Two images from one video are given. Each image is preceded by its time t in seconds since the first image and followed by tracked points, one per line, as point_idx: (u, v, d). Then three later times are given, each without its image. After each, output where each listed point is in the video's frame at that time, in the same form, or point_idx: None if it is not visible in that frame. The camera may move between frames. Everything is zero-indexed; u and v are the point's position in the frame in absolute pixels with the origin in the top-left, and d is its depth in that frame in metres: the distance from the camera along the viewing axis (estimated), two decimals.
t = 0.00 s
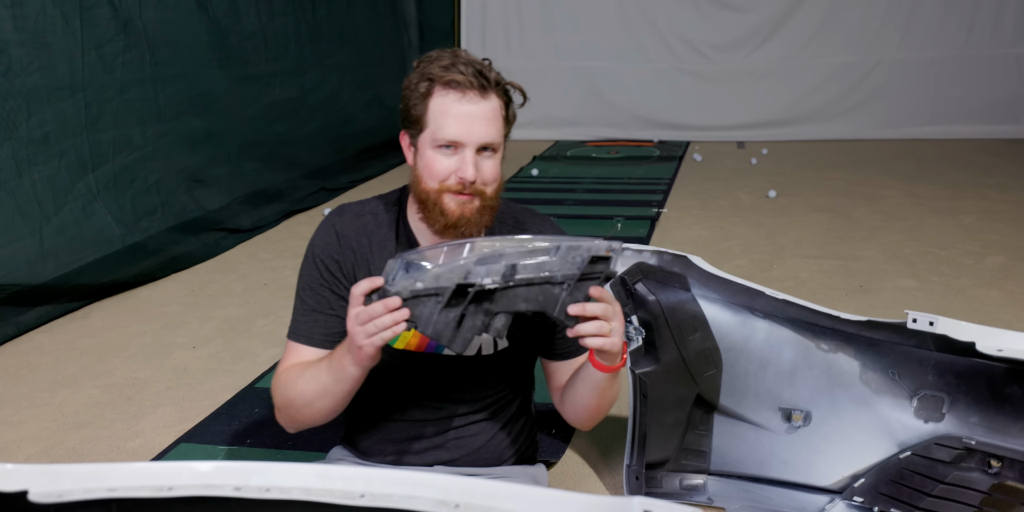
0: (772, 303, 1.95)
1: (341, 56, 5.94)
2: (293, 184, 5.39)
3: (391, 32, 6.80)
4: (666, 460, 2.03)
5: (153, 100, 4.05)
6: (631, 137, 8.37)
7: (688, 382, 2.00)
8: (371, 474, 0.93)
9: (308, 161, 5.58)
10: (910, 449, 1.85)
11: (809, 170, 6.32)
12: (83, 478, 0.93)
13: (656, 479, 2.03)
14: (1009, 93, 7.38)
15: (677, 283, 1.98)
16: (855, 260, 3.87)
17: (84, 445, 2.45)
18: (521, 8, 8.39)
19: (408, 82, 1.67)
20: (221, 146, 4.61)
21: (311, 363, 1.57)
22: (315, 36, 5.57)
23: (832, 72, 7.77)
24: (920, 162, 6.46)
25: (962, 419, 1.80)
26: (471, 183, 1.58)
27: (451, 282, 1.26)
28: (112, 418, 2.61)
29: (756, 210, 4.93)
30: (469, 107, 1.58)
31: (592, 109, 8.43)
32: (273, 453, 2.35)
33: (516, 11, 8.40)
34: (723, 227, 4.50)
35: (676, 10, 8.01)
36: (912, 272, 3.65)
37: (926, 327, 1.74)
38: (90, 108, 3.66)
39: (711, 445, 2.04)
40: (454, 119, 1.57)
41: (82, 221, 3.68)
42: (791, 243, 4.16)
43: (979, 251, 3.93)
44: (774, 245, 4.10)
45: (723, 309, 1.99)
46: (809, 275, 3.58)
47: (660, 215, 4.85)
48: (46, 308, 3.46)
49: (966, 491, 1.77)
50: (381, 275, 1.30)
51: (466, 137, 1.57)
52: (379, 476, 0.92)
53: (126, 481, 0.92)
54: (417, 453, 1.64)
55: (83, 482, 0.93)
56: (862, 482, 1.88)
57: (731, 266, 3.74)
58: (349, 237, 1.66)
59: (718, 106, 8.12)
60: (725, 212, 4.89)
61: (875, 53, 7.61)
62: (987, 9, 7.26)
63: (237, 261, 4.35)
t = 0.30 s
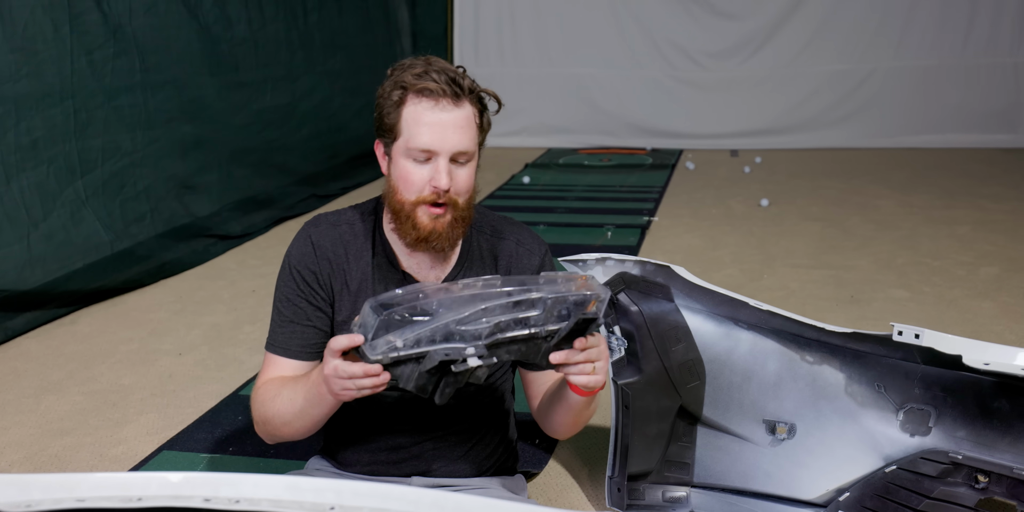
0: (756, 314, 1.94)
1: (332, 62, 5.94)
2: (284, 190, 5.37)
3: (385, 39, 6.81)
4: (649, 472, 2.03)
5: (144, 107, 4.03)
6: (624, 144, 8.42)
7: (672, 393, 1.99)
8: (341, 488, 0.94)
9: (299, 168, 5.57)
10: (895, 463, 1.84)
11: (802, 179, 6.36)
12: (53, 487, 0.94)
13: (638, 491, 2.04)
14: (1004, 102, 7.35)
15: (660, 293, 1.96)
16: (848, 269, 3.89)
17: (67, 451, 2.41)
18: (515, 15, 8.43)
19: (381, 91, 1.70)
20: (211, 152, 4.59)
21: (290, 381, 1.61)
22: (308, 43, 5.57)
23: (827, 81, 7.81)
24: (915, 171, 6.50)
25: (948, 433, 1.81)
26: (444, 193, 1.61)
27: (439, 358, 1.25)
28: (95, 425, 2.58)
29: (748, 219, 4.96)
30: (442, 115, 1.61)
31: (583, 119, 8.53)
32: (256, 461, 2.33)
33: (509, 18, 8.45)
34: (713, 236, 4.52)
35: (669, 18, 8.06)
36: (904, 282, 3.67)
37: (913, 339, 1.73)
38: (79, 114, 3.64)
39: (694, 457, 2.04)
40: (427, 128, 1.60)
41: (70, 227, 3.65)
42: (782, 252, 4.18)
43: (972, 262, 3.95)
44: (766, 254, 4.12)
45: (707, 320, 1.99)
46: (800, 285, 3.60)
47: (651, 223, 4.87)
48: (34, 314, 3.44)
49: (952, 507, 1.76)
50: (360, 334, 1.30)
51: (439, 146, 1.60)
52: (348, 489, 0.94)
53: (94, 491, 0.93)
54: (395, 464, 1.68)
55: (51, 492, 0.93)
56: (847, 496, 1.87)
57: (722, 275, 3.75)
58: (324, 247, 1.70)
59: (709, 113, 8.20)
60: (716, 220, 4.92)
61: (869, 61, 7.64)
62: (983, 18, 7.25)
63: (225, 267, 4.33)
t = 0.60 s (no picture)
0: (763, 309, 1.93)
1: (342, 57, 5.94)
2: (293, 185, 5.38)
3: (395, 34, 6.81)
4: (655, 468, 2.02)
5: (153, 101, 4.04)
6: (635, 139, 8.40)
7: (677, 389, 1.99)
8: (340, 482, 1.04)
9: (309, 163, 5.58)
10: (904, 460, 1.83)
11: (813, 173, 6.33)
12: (55, 481, 1.06)
13: (644, 487, 2.02)
14: (1019, 96, 7.32)
15: (665, 288, 1.95)
16: (859, 264, 3.87)
17: (76, 443, 2.43)
18: (524, 9, 8.43)
19: (379, 88, 1.73)
20: (220, 147, 4.60)
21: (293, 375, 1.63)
22: (316, 37, 5.58)
23: (838, 74, 7.77)
24: (928, 165, 6.46)
25: (958, 430, 1.79)
26: (441, 189, 1.62)
27: (439, 347, 1.26)
28: (104, 417, 2.59)
29: (759, 214, 4.94)
30: (438, 112, 1.63)
31: (593, 113, 8.50)
32: (261, 454, 2.34)
33: (518, 12, 8.44)
34: (723, 231, 4.50)
35: (679, 11, 8.03)
36: (916, 277, 3.65)
37: (922, 335, 1.71)
38: (89, 108, 3.65)
39: (700, 453, 2.04)
40: (423, 126, 1.62)
41: (80, 222, 3.66)
42: (793, 247, 4.16)
43: (986, 257, 3.93)
44: (777, 250, 4.11)
45: (713, 315, 1.98)
46: (810, 280, 3.58)
47: (661, 218, 4.86)
48: (45, 307, 3.46)
49: (962, 504, 1.73)
50: (362, 322, 1.29)
51: (434, 143, 1.62)
52: (347, 483, 1.03)
53: (96, 484, 1.05)
54: (398, 459, 1.68)
55: (57, 485, 1.06)
56: (855, 493, 1.86)
57: (731, 270, 3.74)
58: (327, 243, 1.70)
59: (719, 108, 8.17)
60: (726, 215, 4.90)
61: (883, 55, 7.60)
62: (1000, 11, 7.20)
63: (235, 261, 4.35)
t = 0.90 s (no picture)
0: (783, 298, 1.93)
1: (363, 46, 5.94)
2: (314, 174, 5.41)
3: (415, 23, 6.80)
4: (673, 457, 2.06)
5: (175, 90, 4.06)
6: (657, 128, 8.35)
7: (697, 378, 1.99)
8: (356, 469, 1.09)
9: (330, 153, 5.59)
10: (925, 450, 1.82)
11: (838, 161, 6.26)
12: (76, 467, 1.13)
13: (662, 475, 2.07)
14: None
15: (685, 276, 1.95)
16: (883, 253, 3.83)
17: (99, 431, 2.46)
18: None
19: (385, 67, 1.75)
20: (241, 137, 4.62)
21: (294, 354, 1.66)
22: (338, 26, 5.58)
23: (864, 62, 7.67)
24: (955, 154, 6.37)
25: (981, 419, 1.75)
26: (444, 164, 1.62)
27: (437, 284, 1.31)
28: (127, 404, 2.63)
29: (782, 203, 4.89)
30: (438, 85, 1.63)
31: (615, 102, 8.46)
32: (281, 442, 2.36)
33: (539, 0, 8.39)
34: (745, 220, 4.48)
35: None
36: (940, 266, 3.61)
37: (945, 324, 1.73)
38: (112, 98, 3.68)
39: (720, 442, 2.05)
40: (423, 99, 1.62)
41: (104, 211, 3.70)
42: (815, 236, 4.13)
43: (1013, 246, 3.88)
44: (799, 239, 4.07)
45: (733, 304, 1.96)
46: (834, 269, 3.56)
47: (683, 207, 4.83)
48: (68, 296, 3.51)
49: (984, 494, 1.74)
50: (375, 270, 1.37)
51: (435, 116, 1.62)
52: (364, 470, 1.09)
53: (115, 470, 1.12)
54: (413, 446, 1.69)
55: (75, 471, 1.12)
56: (876, 483, 1.89)
57: (753, 259, 3.72)
58: (340, 227, 1.74)
59: (742, 96, 8.10)
60: (749, 204, 4.86)
61: (909, 42, 7.49)
62: None
63: (256, 250, 4.39)
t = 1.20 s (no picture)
0: (793, 290, 1.93)
1: (375, 39, 5.94)
2: (325, 167, 5.41)
3: (426, 15, 6.79)
4: (682, 449, 2.04)
5: (186, 83, 4.07)
6: (669, 121, 8.32)
7: (705, 370, 1.98)
8: (363, 460, 1.11)
9: (342, 145, 5.60)
10: (935, 441, 1.83)
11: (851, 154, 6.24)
12: (83, 458, 1.16)
13: (671, 467, 2.04)
14: None
15: (694, 268, 1.95)
16: (895, 246, 3.82)
17: (110, 422, 2.48)
18: None
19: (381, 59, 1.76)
20: (253, 130, 4.63)
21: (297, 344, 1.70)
22: (350, 19, 5.58)
23: (877, 54, 7.63)
24: (970, 146, 6.34)
25: (990, 411, 1.78)
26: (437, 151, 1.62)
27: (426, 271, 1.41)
28: (138, 396, 2.65)
29: (794, 195, 4.88)
30: (429, 73, 1.64)
31: (627, 95, 8.44)
32: (291, 434, 2.37)
33: None
34: (757, 212, 4.47)
35: None
36: (952, 259, 3.60)
37: (953, 315, 1.75)
38: (123, 91, 3.69)
39: (729, 434, 2.04)
40: (415, 87, 1.63)
41: (116, 204, 3.72)
42: (828, 228, 4.12)
43: None
44: (811, 231, 4.06)
45: (742, 296, 1.96)
46: (845, 262, 3.55)
47: (694, 200, 4.82)
48: (79, 288, 3.54)
49: (992, 486, 1.74)
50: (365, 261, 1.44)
51: (427, 104, 1.63)
52: (369, 462, 1.11)
53: (122, 461, 1.15)
54: (419, 437, 1.70)
55: (82, 462, 1.16)
56: (885, 475, 1.90)
57: (764, 251, 3.71)
58: (343, 218, 1.75)
59: (755, 89, 8.08)
60: (761, 197, 4.85)
61: (923, 34, 7.44)
62: None
63: (267, 243, 4.41)
